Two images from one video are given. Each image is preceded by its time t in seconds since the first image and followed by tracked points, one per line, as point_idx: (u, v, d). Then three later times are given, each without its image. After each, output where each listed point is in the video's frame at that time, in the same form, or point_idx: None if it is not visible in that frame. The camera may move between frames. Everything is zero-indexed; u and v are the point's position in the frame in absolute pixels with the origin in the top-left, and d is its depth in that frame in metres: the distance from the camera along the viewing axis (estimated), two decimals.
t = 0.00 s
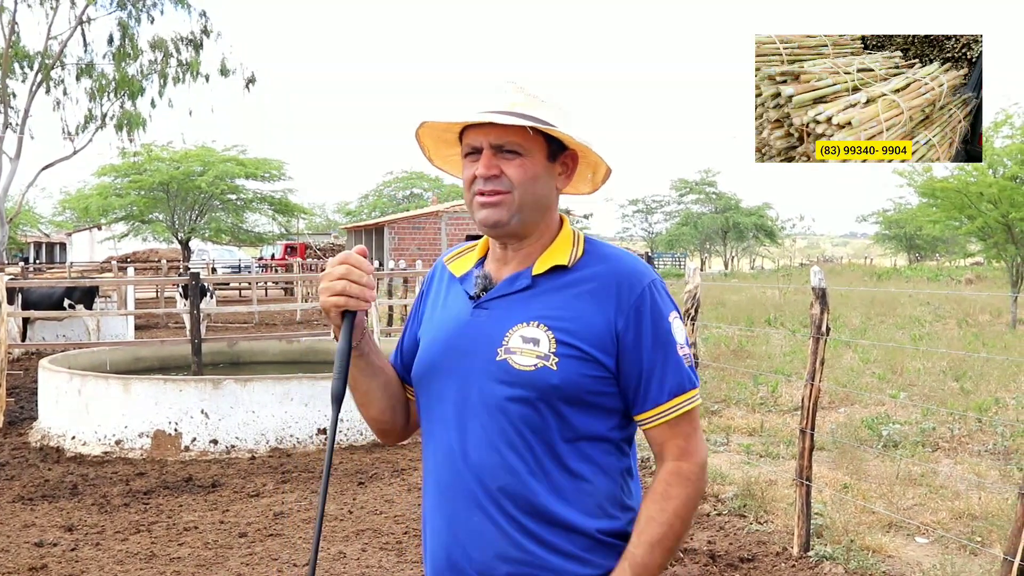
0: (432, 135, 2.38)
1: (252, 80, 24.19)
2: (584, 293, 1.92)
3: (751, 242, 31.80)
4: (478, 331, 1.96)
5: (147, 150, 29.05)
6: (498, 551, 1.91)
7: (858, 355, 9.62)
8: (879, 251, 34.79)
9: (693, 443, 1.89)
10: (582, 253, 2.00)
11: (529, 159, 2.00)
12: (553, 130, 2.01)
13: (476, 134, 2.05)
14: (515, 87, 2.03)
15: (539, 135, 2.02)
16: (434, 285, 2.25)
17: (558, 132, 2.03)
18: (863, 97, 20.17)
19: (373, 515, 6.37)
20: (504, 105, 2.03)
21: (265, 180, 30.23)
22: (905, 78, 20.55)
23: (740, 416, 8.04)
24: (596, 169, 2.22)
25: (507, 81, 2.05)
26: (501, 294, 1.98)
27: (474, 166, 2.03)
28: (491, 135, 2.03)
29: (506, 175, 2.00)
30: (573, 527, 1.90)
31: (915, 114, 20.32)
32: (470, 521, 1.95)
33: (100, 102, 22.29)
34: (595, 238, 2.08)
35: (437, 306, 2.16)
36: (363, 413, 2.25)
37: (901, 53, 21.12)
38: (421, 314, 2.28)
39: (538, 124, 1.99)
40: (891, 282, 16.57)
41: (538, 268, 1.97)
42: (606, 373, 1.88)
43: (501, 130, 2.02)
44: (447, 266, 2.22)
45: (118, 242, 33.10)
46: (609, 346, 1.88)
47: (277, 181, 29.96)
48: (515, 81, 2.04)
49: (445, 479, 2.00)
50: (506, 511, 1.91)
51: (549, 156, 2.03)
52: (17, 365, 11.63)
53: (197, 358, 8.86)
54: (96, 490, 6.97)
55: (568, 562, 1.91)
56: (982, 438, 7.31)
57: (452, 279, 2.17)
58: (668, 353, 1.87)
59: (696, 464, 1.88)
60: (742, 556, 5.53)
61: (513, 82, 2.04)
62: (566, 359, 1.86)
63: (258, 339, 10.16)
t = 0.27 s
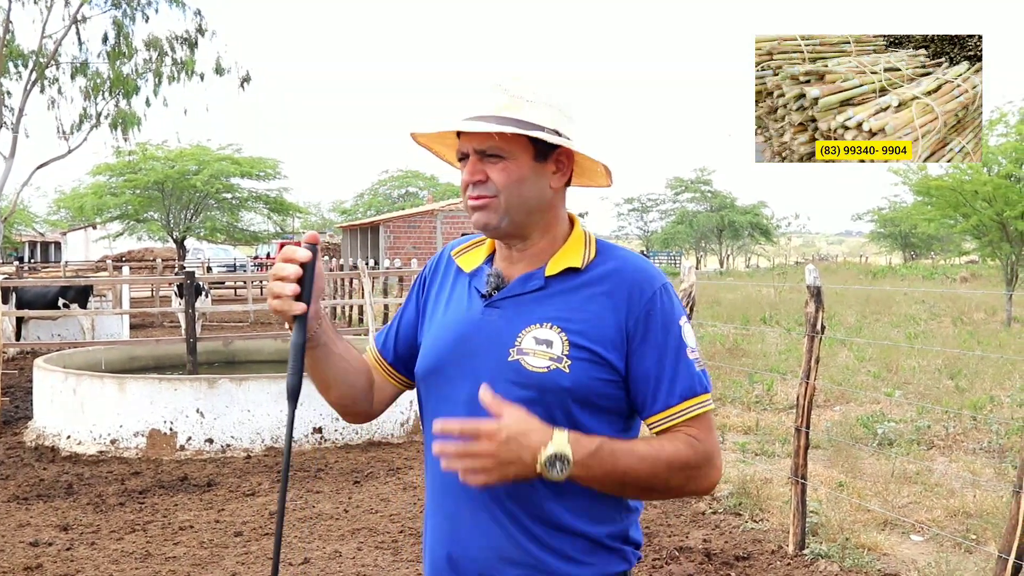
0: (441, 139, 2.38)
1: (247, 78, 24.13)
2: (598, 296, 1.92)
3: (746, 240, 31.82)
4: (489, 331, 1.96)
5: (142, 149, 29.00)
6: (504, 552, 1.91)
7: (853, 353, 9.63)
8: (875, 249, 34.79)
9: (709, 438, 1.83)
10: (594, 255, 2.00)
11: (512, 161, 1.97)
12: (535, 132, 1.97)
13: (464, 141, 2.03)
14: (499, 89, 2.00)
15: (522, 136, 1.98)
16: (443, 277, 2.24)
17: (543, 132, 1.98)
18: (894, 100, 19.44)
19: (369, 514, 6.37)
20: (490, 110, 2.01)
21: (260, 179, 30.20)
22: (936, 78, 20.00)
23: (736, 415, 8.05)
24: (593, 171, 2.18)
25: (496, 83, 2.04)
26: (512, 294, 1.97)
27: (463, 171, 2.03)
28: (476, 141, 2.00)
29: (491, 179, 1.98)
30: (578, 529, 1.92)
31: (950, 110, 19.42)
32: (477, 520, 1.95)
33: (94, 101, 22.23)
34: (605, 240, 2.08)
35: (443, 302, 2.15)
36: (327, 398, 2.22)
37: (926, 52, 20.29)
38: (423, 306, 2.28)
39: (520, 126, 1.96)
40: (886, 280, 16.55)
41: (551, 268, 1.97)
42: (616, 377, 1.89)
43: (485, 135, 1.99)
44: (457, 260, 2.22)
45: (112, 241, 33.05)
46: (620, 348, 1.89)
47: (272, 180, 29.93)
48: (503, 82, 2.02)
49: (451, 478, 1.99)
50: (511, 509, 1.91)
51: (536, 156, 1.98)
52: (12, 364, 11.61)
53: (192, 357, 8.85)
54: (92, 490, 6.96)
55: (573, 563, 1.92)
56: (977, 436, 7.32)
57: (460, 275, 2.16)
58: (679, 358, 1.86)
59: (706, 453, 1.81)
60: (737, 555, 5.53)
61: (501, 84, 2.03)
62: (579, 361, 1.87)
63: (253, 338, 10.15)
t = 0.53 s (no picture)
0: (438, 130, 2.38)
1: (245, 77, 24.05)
2: (599, 289, 1.93)
3: (744, 239, 31.83)
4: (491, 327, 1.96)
5: (140, 148, 28.97)
6: (511, 549, 1.91)
7: (851, 352, 9.64)
8: (873, 247, 34.84)
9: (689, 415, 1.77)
10: (595, 250, 2.01)
11: (514, 158, 1.97)
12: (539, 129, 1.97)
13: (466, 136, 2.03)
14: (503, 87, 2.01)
15: (525, 132, 1.97)
16: (438, 275, 2.23)
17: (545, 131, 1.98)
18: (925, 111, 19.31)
19: (367, 513, 6.37)
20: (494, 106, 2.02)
21: (258, 178, 30.18)
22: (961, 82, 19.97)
23: (734, 414, 8.05)
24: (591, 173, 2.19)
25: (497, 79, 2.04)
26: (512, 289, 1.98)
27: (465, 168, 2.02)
28: (479, 135, 2.01)
29: (494, 175, 1.98)
30: (582, 524, 1.93)
31: (982, 104, 18.72)
32: (481, 518, 1.94)
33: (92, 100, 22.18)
34: (605, 237, 2.09)
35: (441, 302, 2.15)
36: (339, 403, 2.22)
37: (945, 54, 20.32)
38: (419, 303, 2.27)
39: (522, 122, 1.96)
40: (885, 279, 16.57)
41: (552, 265, 1.97)
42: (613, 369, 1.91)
43: (488, 130, 1.99)
44: (455, 258, 2.21)
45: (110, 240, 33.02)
46: (618, 339, 1.90)
47: (270, 179, 29.91)
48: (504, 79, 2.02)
49: (454, 476, 1.98)
50: (514, 504, 1.91)
51: (539, 152, 1.98)
52: (10, 363, 11.60)
53: (190, 356, 8.85)
54: (90, 489, 6.96)
55: (578, 558, 1.93)
56: (975, 434, 7.32)
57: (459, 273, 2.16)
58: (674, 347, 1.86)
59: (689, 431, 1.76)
60: (736, 553, 5.53)
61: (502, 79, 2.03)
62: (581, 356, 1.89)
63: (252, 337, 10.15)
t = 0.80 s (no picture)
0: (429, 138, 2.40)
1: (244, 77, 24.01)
2: (584, 285, 1.91)
3: (743, 238, 31.83)
4: (478, 325, 1.97)
5: (139, 148, 28.96)
6: (499, 548, 1.92)
7: (850, 351, 9.64)
8: (872, 247, 34.87)
9: (683, 425, 1.72)
10: (583, 248, 2.00)
11: (515, 156, 2.00)
12: (540, 125, 2.00)
13: (466, 134, 2.05)
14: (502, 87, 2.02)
15: (526, 131, 2.00)
16: (440, 282, 2.25)
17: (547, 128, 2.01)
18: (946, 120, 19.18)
19: (366, 513, 6.36)
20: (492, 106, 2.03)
21: (257, 178, 30.18)
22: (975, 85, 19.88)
23: (733, 413, 8.06)
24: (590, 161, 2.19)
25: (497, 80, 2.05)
26: (502, 288, 1.98)
27: (464, 167, 2.04)
28: (479, 135, 2.02)
29: (495, 173, 2.00)
30: (570, 523, 1.92)
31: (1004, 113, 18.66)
32: (472, 517, 1.96)
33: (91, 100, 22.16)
34: (598, 234, 2.06)
35: (440, 304, 2.16)
36: (344, 406, 2.24)
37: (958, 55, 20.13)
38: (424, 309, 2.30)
39: (522, 120, 1.98)
40: (884, 278, 16.58)
41: (539, 263, 1.98)
42: (602, 367, 1.88)
43: (489, 130, 2.01)
44: (453, 264, 2.23)
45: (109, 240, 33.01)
46: (604, 334, 1.87)
47: (269, 179, 29.90)
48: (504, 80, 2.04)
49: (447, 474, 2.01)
50: (503, 506, 1.92)
51: (537, 151, 2.01)
52: (9, 364, 11.60)
53: (189, 357, 8.86)
54: (88, 489, 6.96)
55: (567, 559, 1.92)
56: (974, 434, 7.33)
57: (456, 277, 2.18)
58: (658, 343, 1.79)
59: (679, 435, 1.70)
60: (735, 553, 5.53)
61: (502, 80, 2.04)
62: (565, 352, 1.86)
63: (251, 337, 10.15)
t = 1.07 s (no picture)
0: (419, 136, 2.38)
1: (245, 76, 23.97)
2: (575, 283, 1.91)
3: (744, 237, 31.80)
4: (471, 326, 1.97)
5: (139, 147, 28.95)
6: (501, 548, 1.92)
7: (851, 350, 9.64)
8: (873, 246, 34.85)
9: (669, 444, 1.83)
10: (574, 244, 2.00)
11: (528, 151, 2.02)
12: (548, 121, 2.05)
13: (475, 129, 2.05)
14: (509, 81, 2.03)
15: (537, 126, 2.05)
16: (435, 285, 2.25)
17: (552, 123, 2.06)
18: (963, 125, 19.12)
19: (366, 512, 6.36)
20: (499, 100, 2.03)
21: (258, 176, 30.17)
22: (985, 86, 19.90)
23: (734, 412, 8.06)
24: (586, 161, 2.25)
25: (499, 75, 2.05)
26: (492, 290, 1.98)
27: (474, 161, 2.04)
28: (490, 129, 2.04)
29: (506, 169, 2.01)
30: (570, 521, 1.91)
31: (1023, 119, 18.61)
32: (472, 518, 1.97)
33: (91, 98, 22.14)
34: (588, 230, 2.07)
35: (437, 305, 2.16)
36: (369, 408, 2.32)
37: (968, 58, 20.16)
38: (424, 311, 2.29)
39: (534, 115, 2.02)
40: (885, 277, 16.58)
41: (529, 262, 1.98)
42: (595, 365, 1.88)
43: (501, 125, 2.04)
44: (447, 267, 2.23)
45: (109, 239, 32.99)
46: (595, 333, 1.87)
47: (270, 178, 29.90)
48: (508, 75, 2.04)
49: (445, 474, 2.02)
50: (502, 508, 1.93)
51: (544, 147, 2.06)
52: (10, 362, 11.60)
53: (190, 355, 8.85)
54: (89, 488, 6.96)
55: (570, 556, 1.91)
56: (975, 433, 7.32)
57: (450, 279, 2.18)
58: (648, 343, 1.84)
59: (668, 458, 1.82)
60: (736, 551, 5.53)
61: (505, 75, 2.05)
62: (555, 351, 1.86)
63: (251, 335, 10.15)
